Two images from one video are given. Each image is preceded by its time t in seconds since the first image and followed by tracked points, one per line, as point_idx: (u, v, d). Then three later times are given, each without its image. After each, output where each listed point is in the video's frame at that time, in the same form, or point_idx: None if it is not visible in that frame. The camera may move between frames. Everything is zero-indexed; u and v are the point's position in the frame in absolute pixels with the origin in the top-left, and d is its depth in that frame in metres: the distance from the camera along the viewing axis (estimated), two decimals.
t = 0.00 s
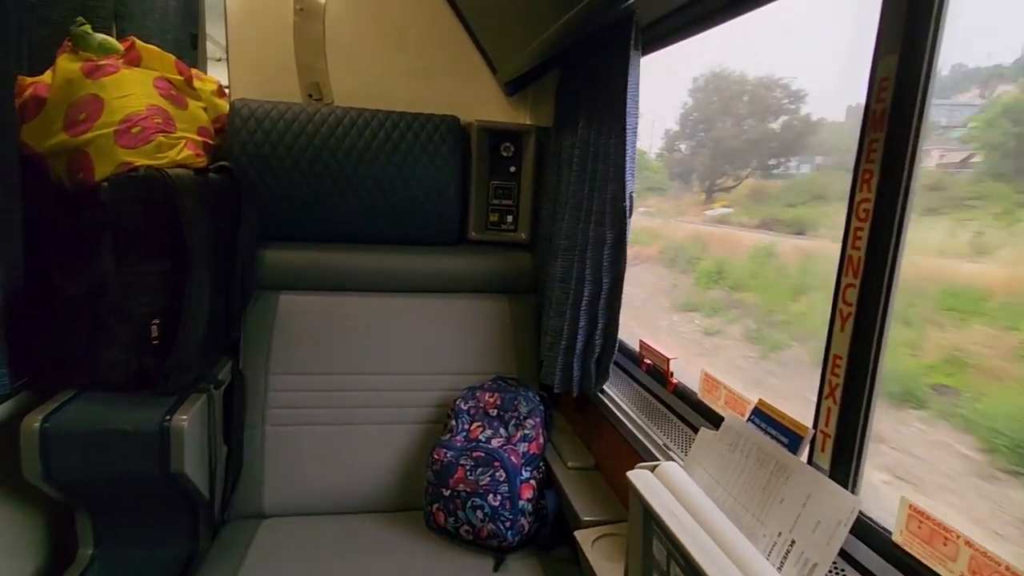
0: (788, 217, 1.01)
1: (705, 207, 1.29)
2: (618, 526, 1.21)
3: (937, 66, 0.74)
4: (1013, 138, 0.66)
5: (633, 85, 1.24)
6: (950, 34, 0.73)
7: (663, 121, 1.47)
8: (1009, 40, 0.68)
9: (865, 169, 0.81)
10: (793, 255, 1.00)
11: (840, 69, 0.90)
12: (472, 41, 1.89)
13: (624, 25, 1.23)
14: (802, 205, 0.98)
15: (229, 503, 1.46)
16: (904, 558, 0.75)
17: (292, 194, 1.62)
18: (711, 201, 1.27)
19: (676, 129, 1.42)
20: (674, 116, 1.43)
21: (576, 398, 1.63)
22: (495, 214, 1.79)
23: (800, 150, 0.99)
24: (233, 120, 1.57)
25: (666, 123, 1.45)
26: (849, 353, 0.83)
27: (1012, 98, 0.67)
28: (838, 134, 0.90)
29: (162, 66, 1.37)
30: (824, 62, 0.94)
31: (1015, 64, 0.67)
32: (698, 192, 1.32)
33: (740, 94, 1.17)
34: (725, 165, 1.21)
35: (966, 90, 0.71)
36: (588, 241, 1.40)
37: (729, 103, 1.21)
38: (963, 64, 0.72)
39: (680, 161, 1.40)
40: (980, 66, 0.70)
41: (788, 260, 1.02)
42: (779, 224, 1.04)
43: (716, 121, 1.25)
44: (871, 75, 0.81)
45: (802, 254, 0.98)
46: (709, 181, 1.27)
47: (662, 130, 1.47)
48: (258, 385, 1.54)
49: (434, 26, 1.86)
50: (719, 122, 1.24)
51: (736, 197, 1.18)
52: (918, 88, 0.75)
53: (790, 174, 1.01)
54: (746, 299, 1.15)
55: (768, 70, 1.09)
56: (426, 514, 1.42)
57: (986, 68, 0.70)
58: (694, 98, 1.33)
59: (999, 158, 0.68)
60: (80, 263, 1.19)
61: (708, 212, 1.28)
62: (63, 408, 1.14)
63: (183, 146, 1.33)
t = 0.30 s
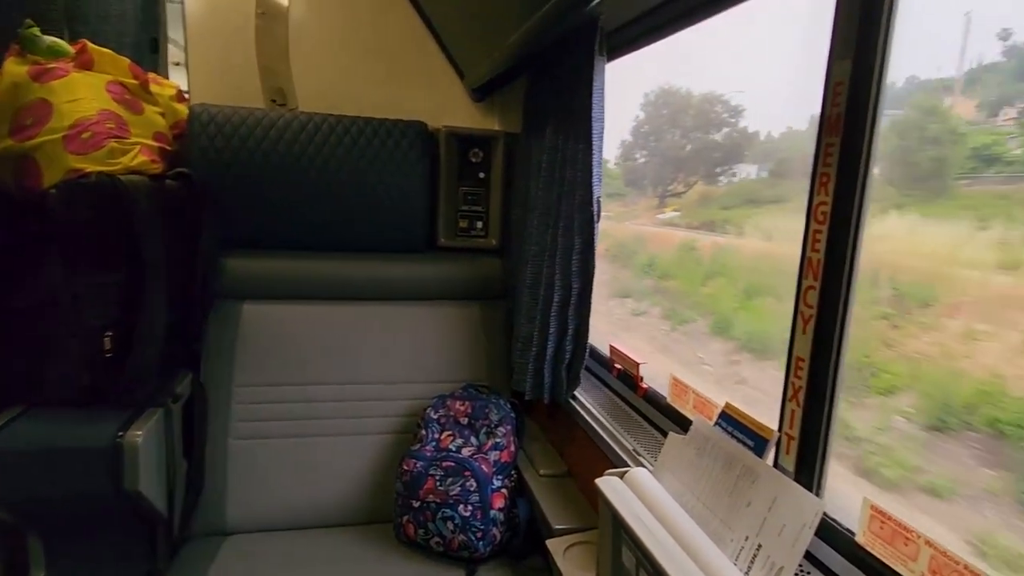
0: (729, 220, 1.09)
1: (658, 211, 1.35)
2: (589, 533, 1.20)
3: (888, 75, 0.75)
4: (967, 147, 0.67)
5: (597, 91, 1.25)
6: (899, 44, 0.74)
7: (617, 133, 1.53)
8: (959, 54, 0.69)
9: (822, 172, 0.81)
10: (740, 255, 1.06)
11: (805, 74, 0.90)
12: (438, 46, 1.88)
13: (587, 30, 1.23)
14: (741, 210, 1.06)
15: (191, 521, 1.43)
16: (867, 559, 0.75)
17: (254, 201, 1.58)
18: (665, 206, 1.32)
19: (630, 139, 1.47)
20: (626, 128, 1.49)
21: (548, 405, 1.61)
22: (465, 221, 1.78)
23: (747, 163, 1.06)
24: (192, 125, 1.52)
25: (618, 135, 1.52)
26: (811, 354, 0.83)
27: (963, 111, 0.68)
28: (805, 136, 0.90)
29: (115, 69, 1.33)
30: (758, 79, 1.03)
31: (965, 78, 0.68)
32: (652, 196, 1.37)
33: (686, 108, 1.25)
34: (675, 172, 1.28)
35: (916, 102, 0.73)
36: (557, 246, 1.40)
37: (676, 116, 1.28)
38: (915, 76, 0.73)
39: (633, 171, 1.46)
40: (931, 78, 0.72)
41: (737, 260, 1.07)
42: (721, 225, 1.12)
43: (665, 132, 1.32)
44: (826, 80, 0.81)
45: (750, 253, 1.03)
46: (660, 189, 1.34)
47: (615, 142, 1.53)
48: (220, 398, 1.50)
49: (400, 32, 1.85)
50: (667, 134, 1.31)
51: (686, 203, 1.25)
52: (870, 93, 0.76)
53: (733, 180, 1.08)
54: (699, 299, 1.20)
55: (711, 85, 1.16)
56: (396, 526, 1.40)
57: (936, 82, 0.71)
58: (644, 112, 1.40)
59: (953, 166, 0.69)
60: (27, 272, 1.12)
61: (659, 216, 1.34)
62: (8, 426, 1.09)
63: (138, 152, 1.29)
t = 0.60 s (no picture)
0: (679, 224, 1.13)
1: (609, 214, 1.41)
2: (557, 540, 1.18)
3: (844, 81, 0.76)
4: (917, 157, 0.68)
5: (562, 94, 1.24)
6: (854, 52, 0.75)
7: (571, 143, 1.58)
8: (908, 65, 0.70)
9: (782, 175, 0.82)
10: (679, 253, 1.13)
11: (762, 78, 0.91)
12: (402, 49, 1.85)
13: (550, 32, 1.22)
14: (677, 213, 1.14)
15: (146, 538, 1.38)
16: (829, 559, 0.75)
17: (212, 206, 1.53)
18: (614, 210, 1.38)
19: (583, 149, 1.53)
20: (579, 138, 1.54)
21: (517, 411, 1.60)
22: (431, 226, 1.74)
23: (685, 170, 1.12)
24: (144, 127, 1.47)
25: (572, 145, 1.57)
26: (774, 355, 0.84)
27: (911, 120, 0.69)
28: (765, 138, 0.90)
29: (63, 70, 1.28)
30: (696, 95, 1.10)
31: (915, 89, 0.69)
32: (604, 201, 1.43)
33: (633, 119, 1.31)
34: (625, 179, 1.34)
35: (868, 111, 0.74)
36: (524, 250, 1.39)
37: (625, 127, 1.34)
38: (870, 85, 0.74)
39: (587, 178, 1.51)
40: (882, 88, 0.72)
41: (679, 259, 1.13)
42: (659, 226, 1.20)
43: (614, 142, 1.38)
44: (784, 80, 0.82)
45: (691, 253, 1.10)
46: (611, 196, 1.39)
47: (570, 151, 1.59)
48: (177, 410, 1.45)
49: (363, 34, 1.82)
50: (616, 144, 1.37)
51: (635, 206, 1.31)
52: (826, 97, 0.77)
53: (673, 187, 1.16)
54: (657, 301, 1.22)
55: (656, 98, 1.22)
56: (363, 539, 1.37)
57: (886, 93, 0.72)
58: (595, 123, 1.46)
59: (906, 172, 0.69)
60: None
61: (612, 218, 1.39)
62: None
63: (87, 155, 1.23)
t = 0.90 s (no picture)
0: (639, 227, 1.14)
1: (557, 213, 1.50)
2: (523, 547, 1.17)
3: (804, 88, 0.77)
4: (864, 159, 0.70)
5: (528, 98, 1.23)
6: (811, 64, 0.77)
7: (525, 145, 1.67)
8: (850, 72, 0.72)
9: (744, 182, 0.83)
10: (632, 255, 1.17)
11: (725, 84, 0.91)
12: (365, 50, 1.83)
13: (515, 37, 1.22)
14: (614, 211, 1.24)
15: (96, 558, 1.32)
16: (790, 559, 0.76)
17: (166, 210, 1.48)
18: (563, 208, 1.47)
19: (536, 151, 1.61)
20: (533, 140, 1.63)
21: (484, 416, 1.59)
22: (396, 230, 1.71)
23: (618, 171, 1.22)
24: (94, 128, 1.40)
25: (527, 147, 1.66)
26: (737, 360, 0.85)
27: (850, 125, 0.72)
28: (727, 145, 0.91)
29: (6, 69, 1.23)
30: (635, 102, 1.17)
31: (855, 95, 0.72)
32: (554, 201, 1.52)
33: (577, 124, 1.39)
34: (571, 180, 1.43)
35: (812, 115, 0.76)
36: (489, 254, 1.38)
37: (571, 131, 1.43)
38: (817, 91, 0.76)
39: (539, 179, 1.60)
40: (827, 94, 0.75)
41: (621, 254, 1.21)
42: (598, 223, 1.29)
43: (561, 145, 1.47)
44: (746, 92, 0.83)
45: (631, 246, 1.17)
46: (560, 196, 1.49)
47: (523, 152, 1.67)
48: (130, 422, 1.39)
49: (325, 36, 1.79)
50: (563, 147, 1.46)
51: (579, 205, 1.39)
52: (785, 109, 0.78)
53: (612, 188, 1.24)
54: (619, 305, 1.22)
55: (598, 105, 1.30)
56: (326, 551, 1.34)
57: (828, 99, 0.75)
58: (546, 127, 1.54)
59: (860, 179, 0.70)
60: None
61: (561, 216, 1.48)
62: None
63: (30, 158, 1.19)
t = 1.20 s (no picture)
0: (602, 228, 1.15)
1: (506, 212, 1.57)
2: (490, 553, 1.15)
3: (764, 91, 0.79)
4: (828, 161, 0.72)
5: (491, 98, 1.22)
6: (772, 65, 0.78)
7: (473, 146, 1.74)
8: (792, 76, 0.76)
9: (706, 183, 0.84)
10: (596, 256, 1.18)
11: (682, 88, 0.93)
12: (324, 49, 1.79)
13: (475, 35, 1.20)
14: (550, 210, 1.35)
15: None
16: (751, 557, 0.77)
17: (115, 212, 1.41)
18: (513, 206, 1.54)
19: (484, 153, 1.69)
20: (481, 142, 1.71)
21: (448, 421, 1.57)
22: (357, 232, 1.69)
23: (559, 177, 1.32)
24: (36, 126, 1.33)
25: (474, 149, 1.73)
26: (700, 360, 0.86)
27: (791, 128, 0.76)
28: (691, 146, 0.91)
29: None
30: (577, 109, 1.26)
31: (796, 99, 0.76)
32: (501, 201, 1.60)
33: (523, 127, 1.48)
34: (517, 181, 1.51)
35: (757, 118, 0.79)
36: (452, 257, 1.36)
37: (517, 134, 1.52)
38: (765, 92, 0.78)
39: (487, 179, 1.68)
40: (770, 96, 0.78)
41: (586, 256, 1.22)
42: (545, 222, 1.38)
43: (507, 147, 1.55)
44: (706, 91, 0.84)
45: (574, 241, 1.26)
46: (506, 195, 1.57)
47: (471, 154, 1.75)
48: (76, 437, 1.31)
49: (282, 33, 1.75)
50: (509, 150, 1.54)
51: (525, 205, 1.48)
52: (744, 110, 0.79)
53: (555, 188, 1.33)
54: (584, 307, 1.23)
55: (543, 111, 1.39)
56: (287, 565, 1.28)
57: (770, 103, 0.78)
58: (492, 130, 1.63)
59: (833, 173, 0.71)
60: None
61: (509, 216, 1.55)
62: None
63: None
